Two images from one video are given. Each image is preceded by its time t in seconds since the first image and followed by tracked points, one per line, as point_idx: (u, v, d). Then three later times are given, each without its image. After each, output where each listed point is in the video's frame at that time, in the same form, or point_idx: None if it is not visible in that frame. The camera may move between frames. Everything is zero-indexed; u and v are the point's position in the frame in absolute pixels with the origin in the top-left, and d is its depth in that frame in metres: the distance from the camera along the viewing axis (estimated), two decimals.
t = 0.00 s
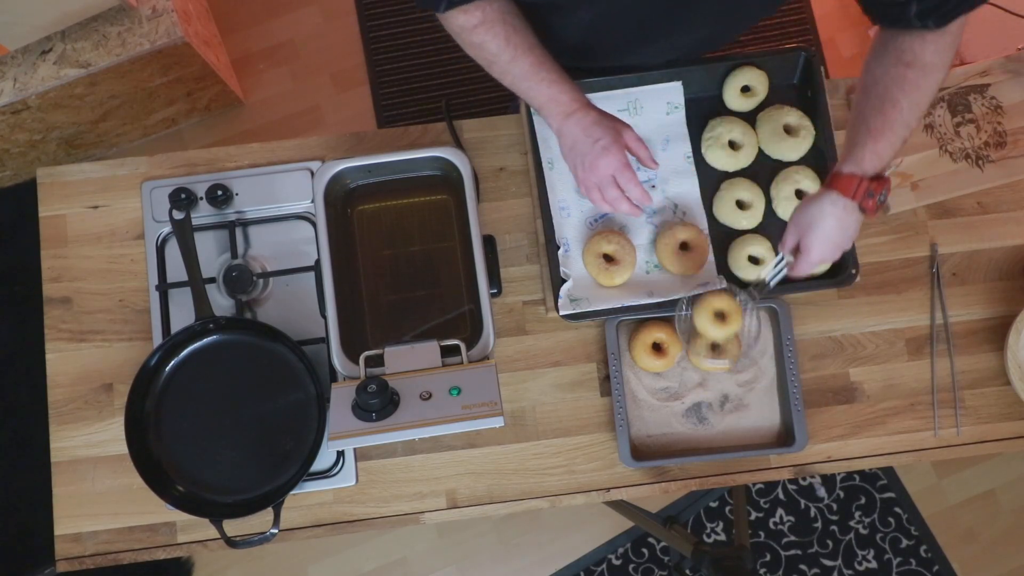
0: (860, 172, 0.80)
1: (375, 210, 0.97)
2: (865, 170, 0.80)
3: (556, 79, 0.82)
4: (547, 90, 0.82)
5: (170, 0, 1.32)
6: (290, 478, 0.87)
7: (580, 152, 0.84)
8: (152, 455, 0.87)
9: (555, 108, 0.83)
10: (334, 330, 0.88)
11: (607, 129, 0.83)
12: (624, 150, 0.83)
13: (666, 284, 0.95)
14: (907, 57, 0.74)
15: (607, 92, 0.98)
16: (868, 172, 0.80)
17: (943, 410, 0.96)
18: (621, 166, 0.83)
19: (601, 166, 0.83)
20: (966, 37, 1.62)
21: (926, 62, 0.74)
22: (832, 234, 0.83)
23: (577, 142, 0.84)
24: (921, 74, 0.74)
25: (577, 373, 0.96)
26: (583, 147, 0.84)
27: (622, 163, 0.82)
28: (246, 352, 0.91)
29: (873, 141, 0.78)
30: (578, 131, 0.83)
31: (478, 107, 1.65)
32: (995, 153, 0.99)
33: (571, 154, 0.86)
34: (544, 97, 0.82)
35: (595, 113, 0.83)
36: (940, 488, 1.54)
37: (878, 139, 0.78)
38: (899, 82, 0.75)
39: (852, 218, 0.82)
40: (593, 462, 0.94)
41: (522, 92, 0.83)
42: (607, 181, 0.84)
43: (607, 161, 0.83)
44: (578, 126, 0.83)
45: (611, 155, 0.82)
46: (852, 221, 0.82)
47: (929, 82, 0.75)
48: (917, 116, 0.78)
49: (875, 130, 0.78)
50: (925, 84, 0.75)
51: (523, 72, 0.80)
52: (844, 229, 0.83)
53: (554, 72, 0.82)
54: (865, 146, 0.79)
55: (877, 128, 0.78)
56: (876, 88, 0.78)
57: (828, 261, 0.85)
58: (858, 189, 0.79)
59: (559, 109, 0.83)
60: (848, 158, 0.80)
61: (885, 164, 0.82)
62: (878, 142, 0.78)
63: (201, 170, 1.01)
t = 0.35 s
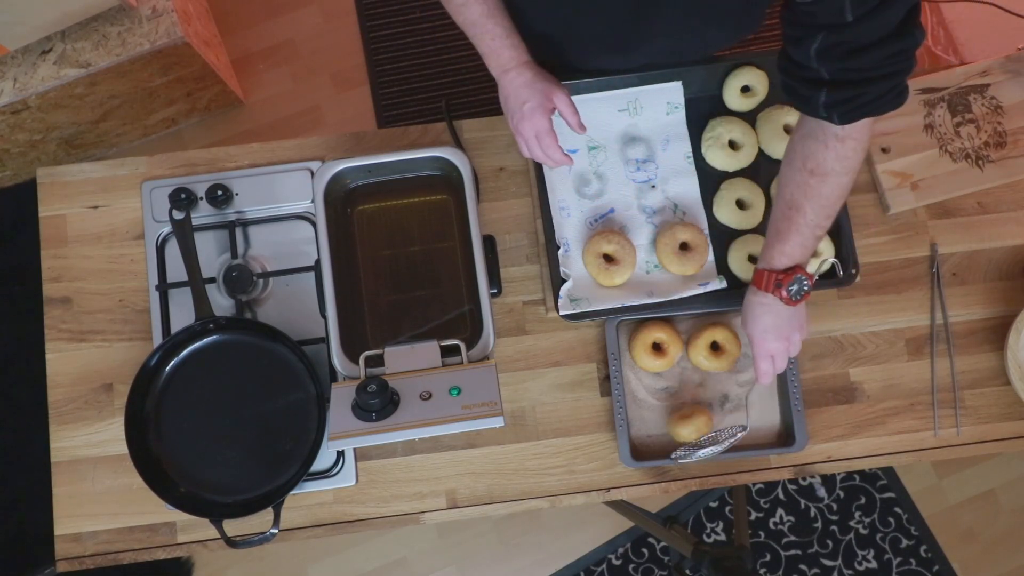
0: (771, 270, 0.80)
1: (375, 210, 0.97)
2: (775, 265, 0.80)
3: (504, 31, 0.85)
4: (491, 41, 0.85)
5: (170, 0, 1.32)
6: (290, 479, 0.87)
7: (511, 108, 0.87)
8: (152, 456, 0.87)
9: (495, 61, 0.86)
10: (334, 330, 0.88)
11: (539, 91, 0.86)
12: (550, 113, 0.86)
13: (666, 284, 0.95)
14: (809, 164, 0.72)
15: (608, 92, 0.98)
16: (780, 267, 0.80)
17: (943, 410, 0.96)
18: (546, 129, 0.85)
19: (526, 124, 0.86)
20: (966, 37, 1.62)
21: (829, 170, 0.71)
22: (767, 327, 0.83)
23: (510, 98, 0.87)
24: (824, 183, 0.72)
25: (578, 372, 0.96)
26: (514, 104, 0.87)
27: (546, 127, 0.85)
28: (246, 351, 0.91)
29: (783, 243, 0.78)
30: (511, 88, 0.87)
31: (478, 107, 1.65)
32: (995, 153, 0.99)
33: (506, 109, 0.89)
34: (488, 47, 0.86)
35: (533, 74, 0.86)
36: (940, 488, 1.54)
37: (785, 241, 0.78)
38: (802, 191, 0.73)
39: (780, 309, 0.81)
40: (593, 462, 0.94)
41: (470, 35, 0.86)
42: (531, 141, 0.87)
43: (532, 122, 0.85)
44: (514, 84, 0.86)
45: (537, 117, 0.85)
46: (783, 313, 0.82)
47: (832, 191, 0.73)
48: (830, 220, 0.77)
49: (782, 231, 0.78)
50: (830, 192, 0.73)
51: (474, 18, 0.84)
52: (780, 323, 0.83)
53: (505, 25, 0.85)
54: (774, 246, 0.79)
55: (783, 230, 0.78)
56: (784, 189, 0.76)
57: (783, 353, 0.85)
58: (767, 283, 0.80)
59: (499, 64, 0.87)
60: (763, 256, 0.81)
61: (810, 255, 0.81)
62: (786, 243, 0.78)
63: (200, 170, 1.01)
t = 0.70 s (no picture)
0: (780, 227, 0.81)
1: (375, 210, 0.97)
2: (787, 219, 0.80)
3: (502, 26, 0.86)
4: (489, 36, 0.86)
5: (170, 0, 1.32)
6: (289, 479, 0.87)
7: (511, 102, 0.88)
8: (153, 456, 0.87)
9: (494, 56, 0.87)
10: (334, 330, 0.88)
11: (539, 84, 0.86)
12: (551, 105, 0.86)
13: (666, 284, 0.95)
14: (824, 124, 0.72)
15: (608, 92, 0.98)
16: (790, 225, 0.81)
17: (943, 410, 0.96)
18: (547, 121, 0.85)
19: (527, 118, 0.86)
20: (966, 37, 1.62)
21: (844, 130, 0.71)
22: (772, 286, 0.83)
23: (510, 92, 0.88)
24: (840, 142, 0.73)
25: (577, 373, 0.96)
26: (515, 97, 0.87)
27: (547, 119, 0.85)
28: (246, 352, 0.91)
29: (796, 200, 0.79)
30: (511, 82, 0.88)
31: (479, 107, 1.65)
32: (995, 153, 0.99)
33: (506, 103, 0.89)
34: (486, 43, 0.87)
35: (532, 68, 0.87)
36: (940, 488, 1.54)
37: (798, 201, 0.79)
38: (817, 149, 0.74)
39: (786, 267, 0.82)
40: (593, 462, 0.94)
41: (467, 32, 0.87)
42: (532, 134, 0.87)
43: (534, 115, 0.85)
44: (513, 77, 0.87)
45: (538, 110, 0.85)
46: (790, 273, 0.82)
47: (848, 151, 0.73)
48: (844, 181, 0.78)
49: (796, 192, 0.79)
50: (845, 151, 0.73)
51: (471, 16, 0.85)
52: (785, 283, 0.83)
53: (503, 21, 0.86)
54: (787, 206, 0.80)
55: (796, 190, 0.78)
56: (797, 149, 0.77)
57: (786, 315, 0.84)
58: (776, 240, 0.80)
59: (497, 58, 0.88)
60: (774, 215, 0.82)
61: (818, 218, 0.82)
62: (798, 203, 0.79)
63: (201, 170, 1.01)
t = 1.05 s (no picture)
0: (764, 229, 0.82)
1: (375, 210, 0.97)
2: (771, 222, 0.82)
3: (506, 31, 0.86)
4: (494, 42, 0.86)
5: (170, 0, 1.32)
6: (289, 479, 0.87)
7: (525, 104, 0.87)
8: (153, 456, 0.87)
9: (501, 62, 0.88)
10: (334, 330, 0.88)
11: (551, 83, 0.87)
12: (565, 103, 0.86)
13: (666, 284, 0.95)
14: (807, 124, 0.74)
15: (608, 92, 0.98)
16: (774, 226, 0.82)
17: (943, 410, 0.96)
18: (564, 118, 0.85)
19: (543, 118, 0.86)
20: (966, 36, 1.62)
21: (827, 127, 0.73)
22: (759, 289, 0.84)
23: (522, 93, 0.88)
24: (823, 142, 0.74)
25: (577, 372, 0.96)
26: (527, 99, 0.88)
27: (563, 115, 0.85)
28: (246, 352, 0.91)
29: (782, 201, 0.80)
30: (523, 84, 0.88)
31: (479, 107, 1.65)
32: (995, 153, 0.99)
33: (518, 106, 0.89)
34: (492, 49, 0.87)
35: (541, 68, 0.88)
36: (940, 488, 1.54)
37: (782, 200, 0.80)
38: (800, 148, 0.75)
39: (770, 271, 0.83)
40: (593, 462, 0.94)
41: (472, 41, 0.87)
42: (550, 133, 0.87)
43: (550, 113, 0.85)
44: (524, 80, 0.88)
45: (553, 108, 0.85)
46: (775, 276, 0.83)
47: (832, 149, 0.74)
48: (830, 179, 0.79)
49: (781, 191, 0.80)
50: (828, 150, 0.75)
51: (474, 23, 0.84)
52: (770, 286, 0.84)
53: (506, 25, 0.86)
54: (772, 206, 0.81)
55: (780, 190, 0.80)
56: (783, 149, 0.78)
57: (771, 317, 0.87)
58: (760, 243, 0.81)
59: (505, 63, 0.88)
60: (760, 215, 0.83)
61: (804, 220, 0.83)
62: (782, 202, 0.80)
63: (201, 170, 1.01)
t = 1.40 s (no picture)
0: (861, 57, 0.82)
1: (375, 210, 0.97)
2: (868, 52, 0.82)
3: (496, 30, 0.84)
4: (484, 42, 0.85)
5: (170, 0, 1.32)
6: (289, 479, 0.87)
7: (516, 102, 0.88)
8: (153, 456, 0.87)
9: (492, 61, 0.87)
10: (334, 330, 0.88)
11: (541, 82, 0.86)
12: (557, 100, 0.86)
13: (666, 284, 0.95)
14: None
15: (608, 93, 0.98)
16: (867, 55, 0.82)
17: (943, 410, 0.96)
18: (555, 115, 0.86)
19: (535, 116, 0.87)
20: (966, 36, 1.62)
21: None
22: (843, 122, 0.84)
23: (513, 92, 0.88)
24: None
25: (577, 373, 0.96)
26: (519, 97, 0.88)
27: (554, 113, 0.86)
28: (246, 351, 0.91)
29: (872, 27, 0.80)
30: (514, 83, 0.87)
31: (479, 107, 1.65)
32: (995, 153, 0.99)
33: (509, 104, 0.90)
34: (482, 48, 0.86)
35: (532, 67, 0.87)
36: (940, 488, 1.54)
37: (873, 26, 0.80)
38: None
39: (860, 103, 0.84)
40: (593, 462, 0.94)
41: (463, 40, 0.85)
42: (543, 127, 0.89)
43: (541, 112, 0.86)
44: (515, 77, 0.87)
45: (544, 107, 0.86)
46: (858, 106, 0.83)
47: None
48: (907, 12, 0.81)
49: (871, 15, 0.80)
50: None
51: (463, 24, 0.83)
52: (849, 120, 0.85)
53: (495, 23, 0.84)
54: (862, 32, 0.81)
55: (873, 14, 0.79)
56: None
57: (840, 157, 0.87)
58: (865, 70, 0.82)
59: (496, 62, 0.87)
60: (848, 44, 0.83)
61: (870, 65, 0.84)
62: (874, 27, 0.80)
63: (201, 170, 1.01)
